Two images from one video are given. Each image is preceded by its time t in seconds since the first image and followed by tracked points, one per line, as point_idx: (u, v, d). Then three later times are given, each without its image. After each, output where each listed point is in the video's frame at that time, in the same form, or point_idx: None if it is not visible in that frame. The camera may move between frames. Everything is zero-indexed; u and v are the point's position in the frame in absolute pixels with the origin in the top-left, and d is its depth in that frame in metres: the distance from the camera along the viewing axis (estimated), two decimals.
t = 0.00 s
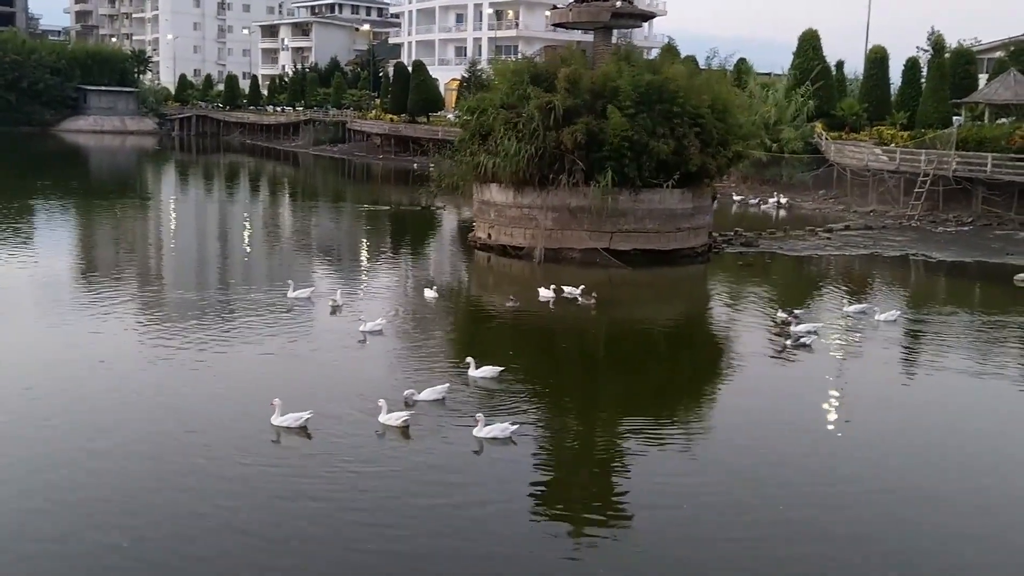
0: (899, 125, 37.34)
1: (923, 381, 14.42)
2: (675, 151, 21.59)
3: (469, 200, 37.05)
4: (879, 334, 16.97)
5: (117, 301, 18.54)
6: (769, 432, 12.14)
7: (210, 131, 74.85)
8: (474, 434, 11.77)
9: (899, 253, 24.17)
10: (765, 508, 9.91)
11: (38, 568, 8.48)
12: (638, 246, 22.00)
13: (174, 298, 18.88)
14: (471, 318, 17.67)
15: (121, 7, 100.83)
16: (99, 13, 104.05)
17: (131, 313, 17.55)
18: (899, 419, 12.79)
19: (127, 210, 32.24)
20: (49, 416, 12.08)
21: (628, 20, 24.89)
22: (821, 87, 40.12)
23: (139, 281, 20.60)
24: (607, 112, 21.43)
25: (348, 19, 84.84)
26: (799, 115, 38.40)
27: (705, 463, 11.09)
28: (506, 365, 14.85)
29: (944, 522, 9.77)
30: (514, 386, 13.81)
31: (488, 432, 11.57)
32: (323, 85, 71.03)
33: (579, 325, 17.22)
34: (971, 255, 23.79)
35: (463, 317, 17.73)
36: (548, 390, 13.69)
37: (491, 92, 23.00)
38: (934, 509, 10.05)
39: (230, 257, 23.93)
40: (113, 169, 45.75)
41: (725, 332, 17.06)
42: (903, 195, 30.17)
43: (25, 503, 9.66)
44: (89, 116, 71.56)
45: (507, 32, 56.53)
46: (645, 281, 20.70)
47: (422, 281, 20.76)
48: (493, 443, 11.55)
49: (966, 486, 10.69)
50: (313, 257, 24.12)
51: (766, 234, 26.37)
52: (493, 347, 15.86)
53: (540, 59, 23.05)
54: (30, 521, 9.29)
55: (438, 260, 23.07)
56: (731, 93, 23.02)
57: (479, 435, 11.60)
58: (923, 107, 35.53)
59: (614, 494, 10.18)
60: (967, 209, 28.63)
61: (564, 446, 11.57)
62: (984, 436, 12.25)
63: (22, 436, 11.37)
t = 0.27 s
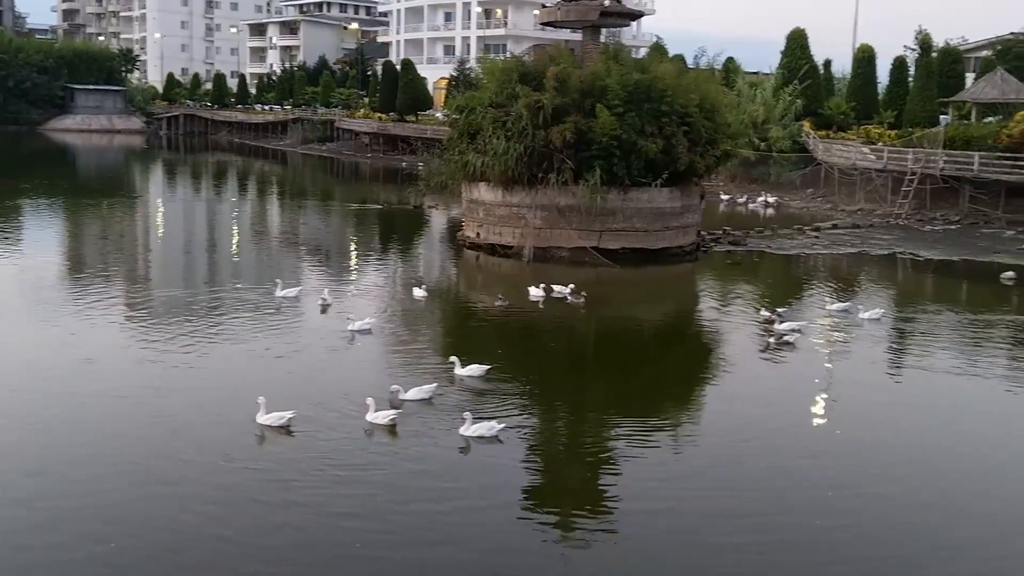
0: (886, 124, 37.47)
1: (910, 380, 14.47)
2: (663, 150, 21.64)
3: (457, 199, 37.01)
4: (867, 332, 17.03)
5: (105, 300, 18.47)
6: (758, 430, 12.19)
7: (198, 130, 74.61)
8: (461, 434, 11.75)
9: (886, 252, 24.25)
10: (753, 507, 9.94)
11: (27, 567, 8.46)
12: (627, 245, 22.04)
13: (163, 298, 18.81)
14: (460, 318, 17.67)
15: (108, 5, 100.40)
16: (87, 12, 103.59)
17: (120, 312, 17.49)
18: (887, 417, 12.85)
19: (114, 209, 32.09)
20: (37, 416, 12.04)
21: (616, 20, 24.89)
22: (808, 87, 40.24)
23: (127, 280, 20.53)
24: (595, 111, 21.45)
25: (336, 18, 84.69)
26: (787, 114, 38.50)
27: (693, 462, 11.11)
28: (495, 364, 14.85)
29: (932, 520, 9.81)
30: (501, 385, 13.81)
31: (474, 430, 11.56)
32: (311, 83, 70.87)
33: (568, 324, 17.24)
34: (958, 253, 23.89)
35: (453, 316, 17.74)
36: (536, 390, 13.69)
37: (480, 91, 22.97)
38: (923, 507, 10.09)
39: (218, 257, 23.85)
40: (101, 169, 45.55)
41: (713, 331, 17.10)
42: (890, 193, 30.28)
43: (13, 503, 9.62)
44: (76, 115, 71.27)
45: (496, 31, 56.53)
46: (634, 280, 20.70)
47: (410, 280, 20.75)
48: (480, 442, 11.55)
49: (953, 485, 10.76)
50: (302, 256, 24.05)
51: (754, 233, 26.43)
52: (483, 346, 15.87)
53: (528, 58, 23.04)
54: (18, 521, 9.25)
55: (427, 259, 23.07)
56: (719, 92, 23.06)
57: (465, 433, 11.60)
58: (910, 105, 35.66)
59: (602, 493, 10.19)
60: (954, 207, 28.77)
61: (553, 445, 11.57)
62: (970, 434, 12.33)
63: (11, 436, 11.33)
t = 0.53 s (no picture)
0: (866, 123, 37.75)
1: (891, 377, 14.58)
2: (645, 149, 21.69)
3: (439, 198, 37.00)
4: (847, 330, 17.14)
5: (86, 300, 18.36)
6: (740, 428, 12.25)
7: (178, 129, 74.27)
8: (443, 432, 11.76)
9: (866, 250, 24.41)
10: (734, 504, 10.00)
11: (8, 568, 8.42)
12: (609, 244, 22.10)
13: (144, 297, 18.73)
14: (443, 316, 17.67)
15: (87, 3, 99.77)
16: (66, 10, 102.89)
17: (101, 312, 17.39)
18: (867, 415, 12.94)
19: (94, 209, 31.90)
20: (17, 417, 11.97)
21: (598, 19, 24.93)
22: (789, 86, 40.45)
23: (107, 279, 20.42)
24: (576, 109, 21.48)
25: (317, 17, 84.49)
26: (767, 113, 38.69)
27: (677, 460, 11.15)
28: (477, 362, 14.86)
29: (913, 517, 9.89)
30: (483, 384, 13.83)
31: (456, 429, 11.57)
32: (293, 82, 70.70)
33: (550, 322, 17.28)
34: (937, 251, 24.07)
35: (435, 315, 17.74)
36: (518, 388, 13.72)
37: (461, 89, 22.95)
38: (903, 504, 10.18)
39: (199, 256, 23.75)
40: (81, 168, 45.27)
41: (695, 329, 17.17)
42: (870, 192, 30.47)
43: None
44: (55, 114, 70.80)
45: (477, 29, 56.55)
46: (617, 279, 20.75)
47: (392, 279, 20.73)
48: (461, 441, 11.56)
49: (933, 481, 10.85)
50: (284, 255, 23.97)
51: (735, 232, 26.53)
52: (465, 344, 15.88)
53: (509, 56, 23.04)
54: None
55: (409, 258, 23.05)
56: (700, 90, 23.13)
57: (446, 432, 11.60)
58: (889, 104, 35.91)
59: (585, 491, 10.23)
60: (933, 206, 28.98)
61: (536, 444, 11.59)
62: (950, 431, 12.43)
63: None
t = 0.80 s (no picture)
0: (839, 121, 38.00)
1: (864, 374, 14.69)
2: (620, 147, 21.76)
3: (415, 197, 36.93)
4: (821, 327, 17.26)
5: (59, 300, 18.21)
6: (715, 426, 12.32)
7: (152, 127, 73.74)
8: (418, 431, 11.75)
9: (840, 247, 24.57)
10: (710, 502, 10.05)
11: None
12: (584, 242, 22.16)
13: (118, 297, 18.59)
14: (419, 315, 17.65)
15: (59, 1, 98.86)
16: (37, 8, 101.90)
17: (74, 312, 17.24)
18: (841, 411, 13.04)
19: (66, 207, 31.62)
20: None
21: (573, 17, 24.95)
22: (763, 84, 40.66)
23: (81, 279, 20.25)
24: (552, 108, 21.50)
25: (291, 14, 84.12)
26: (742, 111, 38.87)
27: (651, 457, 11.20)
28: (453, 361, 14.86)
29: (885, 513, 9.98)
30: (459, 382, 13.82)
31: (430, 428, 11.56)
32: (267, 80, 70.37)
33: (527, 320, 17.31)
34: (910, 248, 24.26)
35: (411, 313, 17.72)
36: (494, 386, 13.73)
37: (437, 87, 22.92)
38: (876, 501, 10.27)
39: (174, 255, 23.60)
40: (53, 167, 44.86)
41: (671, 327, 17.23)
42: (843, 190, 30.70)
43: None
44: (27, 112, 70.12)
45: (453, 27, 56.49)
46: (593, 277, 20.80)
47: (368, 278, 20.68)
48: (435, 440, 11.55)
49: (906, 477, 10.95)
50: (259, 254, 23.86)
51: (710, 229, 26.64)
52: (441, 343, 15.87)
53: (485, 55, 23.03)
54: None
55: (385, 256, 23.00)
56: (675, 89, 23.21)
57: (420, 431, 11.59)
58: (862, 103, 36.16)
59: (561, 489, 10.25)
60: (905, 203, 29.22)
61: (512, 442, 11.60)
62: (922, 427, 12.55)
63: None
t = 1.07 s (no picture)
0: (809, 120, 38.27)
1: (835, 371, 14.84)
2: (592, 146, 21.83)
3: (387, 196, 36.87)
4: (792, 325, 17.40)
5: (28, 301, 18.05)
6: (688, 423, 12.40)
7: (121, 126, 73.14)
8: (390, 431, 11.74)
9: (810, 245, 24.77)
10: (682, 497, 10.12)
11: None
12: (557, 240, 22.21)
13: (88, 297, 18.46)
14: (392, 314, 17.63)
15: None
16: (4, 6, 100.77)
17: (43, 313, 17.10)
18: (812, 407, 13.16)
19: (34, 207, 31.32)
20: None
21: (545, 16, 24.99)
22: (734, 83, 40.88)
23: (50, 279, 20.09)
24: (524, 106, 21.54)
25: (262, 13, 83.68)
26: (713, 110, 39.07)
27: (625, 454, 11.26)
28: (426, 359, 14.86)
29: (857, 507, 10.06)
30: (431, 381, 13.83)
31: (401, 428, 11.55)
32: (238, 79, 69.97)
33: (500, 318, 17.33)
34: (879, 246, 24.48)
35: (384, 313, 17.70)
36: (468, 385, 13.74)
37: (409, 86, 22.90)
38: (846, 494, 10.38)
39: (144, 255, 23.43)
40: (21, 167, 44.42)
41: (644, 324, 17.32)
42: (814, 188, 30.96)
43: None
44: None
45: (425, 26, 56.40)
46: (566, 275, 20.85)
47: (340, 277, 20.63)
48: (406, 439, 11.55)
49: (876, 470, 11.07)
50: (231, 254, 23.75)
51: (682, 228, 26.77)
52: (415, 341, 15.87)
53: (457, 54, 23.04)
54: None
55: (357, 255, 22.95)
56: (647, 88, 23.31)
57: (392, 431, 11.59)
58: (832, 102, 36.44)
59: (535, 487, 10.29)
60: (875, 201, 29.50)
61: (485, 440, 11.62)
62: (892, 422, 12.69)
63: None
